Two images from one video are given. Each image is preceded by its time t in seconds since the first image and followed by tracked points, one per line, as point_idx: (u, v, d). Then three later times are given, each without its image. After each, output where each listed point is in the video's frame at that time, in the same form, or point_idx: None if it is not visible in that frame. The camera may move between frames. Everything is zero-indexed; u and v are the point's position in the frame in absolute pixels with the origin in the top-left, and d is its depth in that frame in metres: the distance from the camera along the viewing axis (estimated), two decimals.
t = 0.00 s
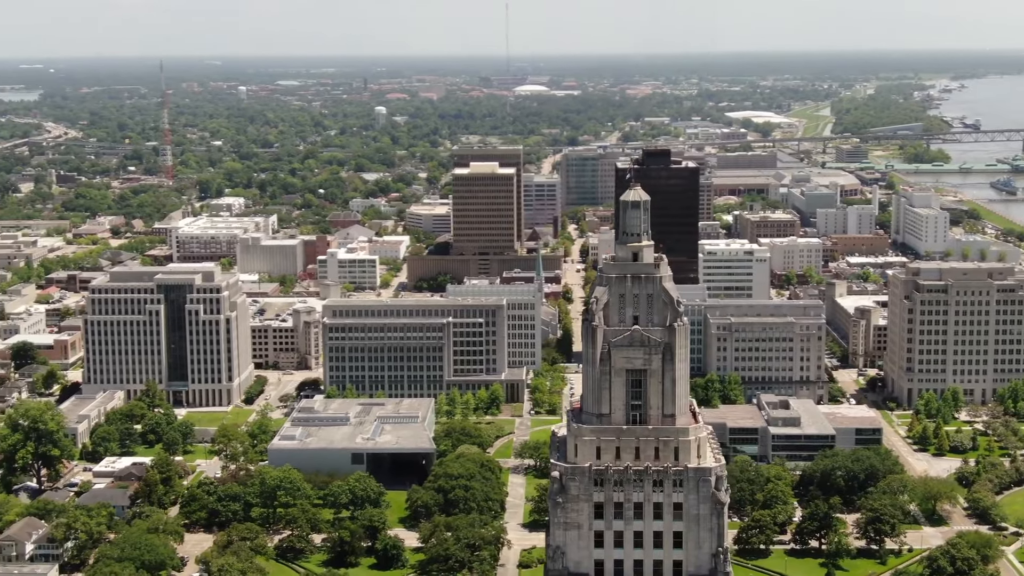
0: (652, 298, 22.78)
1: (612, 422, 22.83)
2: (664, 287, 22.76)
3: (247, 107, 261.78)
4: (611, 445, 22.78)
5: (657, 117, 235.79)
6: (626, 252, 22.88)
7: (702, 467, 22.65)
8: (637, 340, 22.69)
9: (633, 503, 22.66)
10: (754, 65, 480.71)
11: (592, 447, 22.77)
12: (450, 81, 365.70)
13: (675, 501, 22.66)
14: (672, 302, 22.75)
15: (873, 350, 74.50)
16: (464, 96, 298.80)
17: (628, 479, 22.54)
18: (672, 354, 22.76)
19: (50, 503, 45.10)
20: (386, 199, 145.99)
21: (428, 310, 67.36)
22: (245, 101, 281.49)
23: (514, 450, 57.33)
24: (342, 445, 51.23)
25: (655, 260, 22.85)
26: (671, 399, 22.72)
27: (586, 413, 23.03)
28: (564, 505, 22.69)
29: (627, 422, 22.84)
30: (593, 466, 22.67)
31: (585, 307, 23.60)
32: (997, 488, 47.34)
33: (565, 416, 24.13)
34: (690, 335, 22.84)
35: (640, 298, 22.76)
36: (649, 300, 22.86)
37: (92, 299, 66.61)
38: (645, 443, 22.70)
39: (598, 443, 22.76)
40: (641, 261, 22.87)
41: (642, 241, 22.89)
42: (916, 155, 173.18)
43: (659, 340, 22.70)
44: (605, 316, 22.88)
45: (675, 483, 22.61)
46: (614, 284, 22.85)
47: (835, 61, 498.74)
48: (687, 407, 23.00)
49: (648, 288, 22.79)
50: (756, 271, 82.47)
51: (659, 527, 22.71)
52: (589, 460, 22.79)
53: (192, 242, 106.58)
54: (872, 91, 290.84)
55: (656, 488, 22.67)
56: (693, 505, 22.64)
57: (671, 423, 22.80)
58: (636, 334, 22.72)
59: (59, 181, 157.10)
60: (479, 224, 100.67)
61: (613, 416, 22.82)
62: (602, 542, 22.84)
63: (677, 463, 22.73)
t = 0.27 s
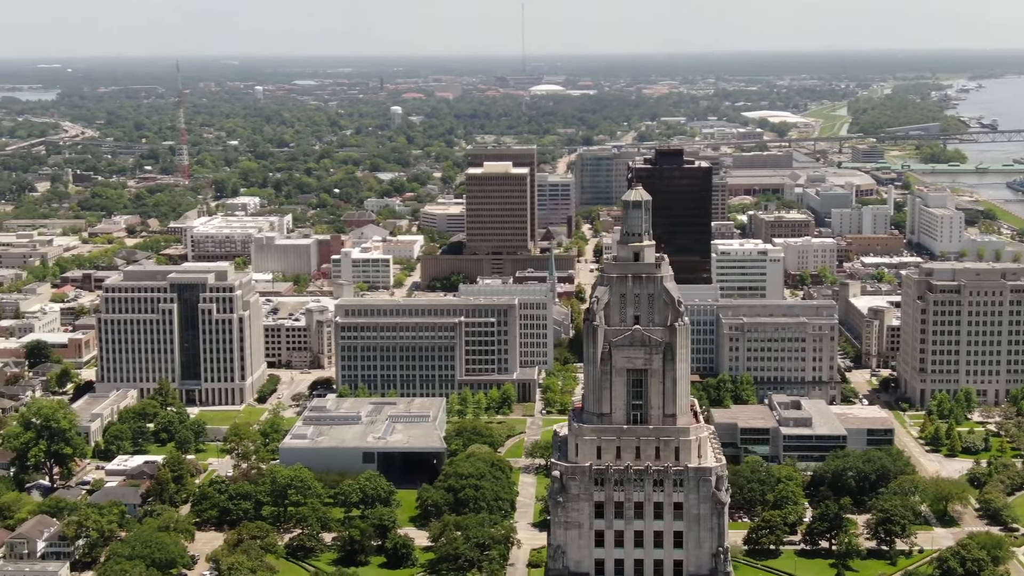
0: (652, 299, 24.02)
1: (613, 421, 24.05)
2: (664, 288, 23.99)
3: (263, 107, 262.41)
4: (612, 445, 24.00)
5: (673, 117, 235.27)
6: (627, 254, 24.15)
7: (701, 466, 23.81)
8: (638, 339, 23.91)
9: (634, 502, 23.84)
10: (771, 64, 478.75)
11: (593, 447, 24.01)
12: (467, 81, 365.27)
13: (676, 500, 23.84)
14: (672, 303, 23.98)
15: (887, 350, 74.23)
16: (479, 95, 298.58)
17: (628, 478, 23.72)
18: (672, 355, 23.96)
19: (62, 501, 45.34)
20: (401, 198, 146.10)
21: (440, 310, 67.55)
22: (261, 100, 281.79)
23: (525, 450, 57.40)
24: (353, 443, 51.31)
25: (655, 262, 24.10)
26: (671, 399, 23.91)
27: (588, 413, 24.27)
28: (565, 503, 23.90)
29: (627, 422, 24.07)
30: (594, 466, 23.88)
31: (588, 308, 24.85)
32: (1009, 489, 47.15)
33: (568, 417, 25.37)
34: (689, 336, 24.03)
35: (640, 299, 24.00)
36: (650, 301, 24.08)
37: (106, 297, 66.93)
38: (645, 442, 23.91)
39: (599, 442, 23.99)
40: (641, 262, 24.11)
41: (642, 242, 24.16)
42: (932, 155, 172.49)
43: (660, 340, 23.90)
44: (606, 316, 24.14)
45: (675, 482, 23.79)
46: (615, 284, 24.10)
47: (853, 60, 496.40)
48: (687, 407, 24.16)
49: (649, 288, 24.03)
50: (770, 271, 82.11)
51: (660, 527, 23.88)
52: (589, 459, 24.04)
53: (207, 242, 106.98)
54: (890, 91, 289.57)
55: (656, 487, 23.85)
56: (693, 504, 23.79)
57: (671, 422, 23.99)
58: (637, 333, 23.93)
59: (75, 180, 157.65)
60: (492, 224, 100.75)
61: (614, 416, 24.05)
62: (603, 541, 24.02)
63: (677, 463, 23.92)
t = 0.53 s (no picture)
0: (653, 298, 24.06)
1: (614, 420, 24.07)
2: (665, 287, 24.04)
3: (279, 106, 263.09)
4: (613, 444, 24.02)
5: (688, 116, 234.91)
6: (627, 253, 24.17)
7: (702, 466, 23.82)
8: (638, 339, 23.92)
9: (634, 501, 23.85)
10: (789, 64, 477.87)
11: (594, 446, 24.02)
12: (483, 81, 365.32)
13: (676, 500, 23.85)
14: (672, 302, 24.02)
15: (900, 351, 73.99)
16: (495, 95, 298.62)
17: (628, 478, 23.74)
18: (673, 354, 23.96)
19: (74, 500, 45.58)
20: (415, 198, 146.27)
21: (451, 309, 67.63)
22: (277, 100, 282.28)
23: (535, 449, 57.44)
24: (364, 442, 51.44)
25: (656, 262, 24.14)
26: (671, 399, 23.92)
27: (588, 412, 24.27)
28: (566, 503, 23.91)
29: (628, 421, 24.09)
30: (594, 466, 23.90)
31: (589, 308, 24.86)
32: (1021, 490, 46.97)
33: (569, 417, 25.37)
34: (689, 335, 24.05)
35: (641, 298, 24.03)
36: (650, 301, 24.12)
37: (119, 296, 67.20)
38: (646, 442, 23.93)
39: (599, 441, 24.00)
40: (642, 262, 24.14)
41: (642, 242, 24.20)
42: (949, 155, 171.97)
43: (661, 339, 23.92)
44: (607, 316, 24.15)
45: (675, 482, 23.80)
46: (615, 284, 24.14)
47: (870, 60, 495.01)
48: (688, 407, 24.16)
49: (649, 288, 24.07)
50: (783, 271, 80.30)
51: (660, 527, 23.89)
52: (590, 459, 24.03)
53: (222, 241, 107.31)
54: (907, 90, 288.59)
55: (656, 486, 23.85)
56: (693, 504, 23.79)
57: (672, 422, 24.00)
58: (637, 333, 23.94)
59: (92, 179, 158.21)
60: (505, 224, 100.83)
61: (615, 415, 24.06)
62: (604, 540, 24.03)
63: (677, 463, 23.94)
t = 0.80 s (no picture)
0: (653, 298, 24.07)
1: (614, 420, 24.07)
2: (665, 286, 24.06)
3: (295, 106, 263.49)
4: (614, 444, 24.02)
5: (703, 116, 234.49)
6: (628, 252, 24.19)
7: (702, 466, 23.84)
8: (639, 339, 23.92)
9: (635, 501, 23.86)
10: (805, 64, 476.25)
11: (594, 445, 24.04)
12: (499, 80, 365.23)
13: (676, 500, 23.86)
14: (673, 302, 24.03)
15: (913, 351, 73.76)
16: (511, 94, 298.59)
17: (628, 477, 23.77)
18: (673, 354, 23.98)
19: (86, 498, 45.81)
20: (429, 198, 146.34)
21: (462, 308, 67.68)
22: (292, 100, 282.63)
23: (546, 449, 57.39)
24: (375, 441, 51.54)
25: (657, 262, 24.14)
26: (672, 398, 23.93)
27: (589, 411, 24.29)
28: (566, 502, 23.94)
29: (629, 421, 24.09)
30: (595, 465, 23.92)
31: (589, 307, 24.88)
32: None
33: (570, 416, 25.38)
34: (690, 334, 24.05)
35: (641, 298, 24.06)
36: (651, 300, 24.14)
37: (133, 295, 67.37)
38: (646, 442, 23.94)
39: (600, 441, 24.02)
40: (643, 261, 24.15)
41: (643, 242, 24.20)
42: (965, 155, 171.28)
43: (661, 339, 23.93)
44: (607, 315, 24.14)
45: (676, 481, 23.81)
46: (616, 284, 24.16)
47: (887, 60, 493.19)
48: (688, 407, 24.17)
49: (650, 288, 24.09)
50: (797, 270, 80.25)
51: (660, 526, 23.91)
52: (590, 458, 24.06)
53: (236, 240, 107.56)
54: (924, 90, 287.36)
55: (656, 486, 23.86)
56: (693, 503, 23.81)
57: (672, 422, 24.01)
58: (638, 333, 23.95)
59: (108, 178, 158.65)
60: (518, 224, 100.86)
61: (615, 415, 24.07)
62: (604, 539, 24.06)
63: (677, 462, 23.96)
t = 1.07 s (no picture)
0: (654, 297, 24.07)
1: (614, 420, 24.08)
2: (666, 286, 24.06)
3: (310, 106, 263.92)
4: (614, 443, 24.03)
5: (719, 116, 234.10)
6: (629, 252, 24.19)
7: (702, 465, 23.85)
8: (639, 338, 23.92)
9: (635, 501, 23.88)
10: (823, 63, 474.67)
11: (595, 445, 24.06)
12: (516, 80, 365.12)
13: (676, 499, 23.87)
14: (674, 302, 24.04)
15: (926, 352, 73.49)
16: (526, 94, 298.54)
17: (628, 476, 23.78)
18: (673, 354, 23.97)
19: (98, 495, 46.08)
20: (443, 197, 146.47)
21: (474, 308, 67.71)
22: (308, 100, 283.14)
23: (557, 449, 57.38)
24: (386, 441, 51.63)
25: (657, 262, 24.15)
26: (672, 398, 23.92)
27: (590, 410, 24.30)
28: (566, 502, 23.97)
29: (629, 421, 24.10)
30: (595, 464, 23.95)
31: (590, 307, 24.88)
32: None
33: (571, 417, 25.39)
34: (690, 334, 24.04)
35: (642, 297, 24.06)
36: (651, 300, 24.15)
37: (146, 293, 67.63)
38: (647, 441, 23.95)
39: (600, 441, 24.04)
40: (643, 261, 24.16)
41: (644, 241, 24.20)
42: (982, 155, 170.60)
43: (662, 339, 23.92)
44: (608, 315, 24.16)
45: (676, 481, 23.81)
46: (616, 283, 24.18)
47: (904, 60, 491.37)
48: (689, 406, 24.16)
49: (650, 287, 24.10)
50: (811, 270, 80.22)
51: (660, 526, 23.94)
52: (590, 458, 24.08)
53: (250, 240, 107.85)
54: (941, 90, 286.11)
55: (656, 486, 23.86)
56: (693, 503, 23.82)
57: (673, 422, 24.01)
58: (638, 333, 23.95)
59: (124, 177, 159.18)
60: (531, 223, 100.89)
61: (616, 414, 24.06)
62: (604, 539, 24.08)
63: (677, 462, 23.97)
